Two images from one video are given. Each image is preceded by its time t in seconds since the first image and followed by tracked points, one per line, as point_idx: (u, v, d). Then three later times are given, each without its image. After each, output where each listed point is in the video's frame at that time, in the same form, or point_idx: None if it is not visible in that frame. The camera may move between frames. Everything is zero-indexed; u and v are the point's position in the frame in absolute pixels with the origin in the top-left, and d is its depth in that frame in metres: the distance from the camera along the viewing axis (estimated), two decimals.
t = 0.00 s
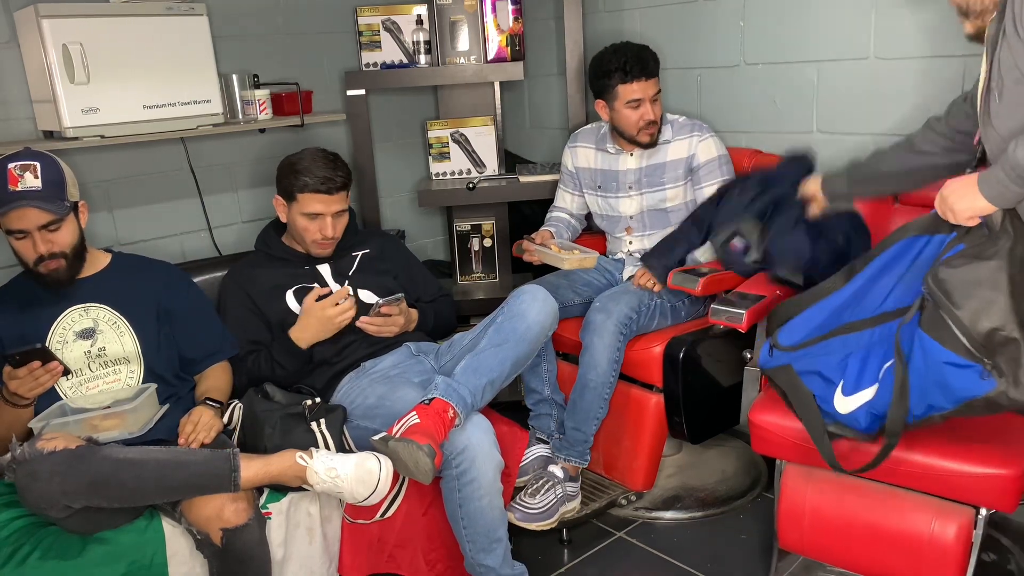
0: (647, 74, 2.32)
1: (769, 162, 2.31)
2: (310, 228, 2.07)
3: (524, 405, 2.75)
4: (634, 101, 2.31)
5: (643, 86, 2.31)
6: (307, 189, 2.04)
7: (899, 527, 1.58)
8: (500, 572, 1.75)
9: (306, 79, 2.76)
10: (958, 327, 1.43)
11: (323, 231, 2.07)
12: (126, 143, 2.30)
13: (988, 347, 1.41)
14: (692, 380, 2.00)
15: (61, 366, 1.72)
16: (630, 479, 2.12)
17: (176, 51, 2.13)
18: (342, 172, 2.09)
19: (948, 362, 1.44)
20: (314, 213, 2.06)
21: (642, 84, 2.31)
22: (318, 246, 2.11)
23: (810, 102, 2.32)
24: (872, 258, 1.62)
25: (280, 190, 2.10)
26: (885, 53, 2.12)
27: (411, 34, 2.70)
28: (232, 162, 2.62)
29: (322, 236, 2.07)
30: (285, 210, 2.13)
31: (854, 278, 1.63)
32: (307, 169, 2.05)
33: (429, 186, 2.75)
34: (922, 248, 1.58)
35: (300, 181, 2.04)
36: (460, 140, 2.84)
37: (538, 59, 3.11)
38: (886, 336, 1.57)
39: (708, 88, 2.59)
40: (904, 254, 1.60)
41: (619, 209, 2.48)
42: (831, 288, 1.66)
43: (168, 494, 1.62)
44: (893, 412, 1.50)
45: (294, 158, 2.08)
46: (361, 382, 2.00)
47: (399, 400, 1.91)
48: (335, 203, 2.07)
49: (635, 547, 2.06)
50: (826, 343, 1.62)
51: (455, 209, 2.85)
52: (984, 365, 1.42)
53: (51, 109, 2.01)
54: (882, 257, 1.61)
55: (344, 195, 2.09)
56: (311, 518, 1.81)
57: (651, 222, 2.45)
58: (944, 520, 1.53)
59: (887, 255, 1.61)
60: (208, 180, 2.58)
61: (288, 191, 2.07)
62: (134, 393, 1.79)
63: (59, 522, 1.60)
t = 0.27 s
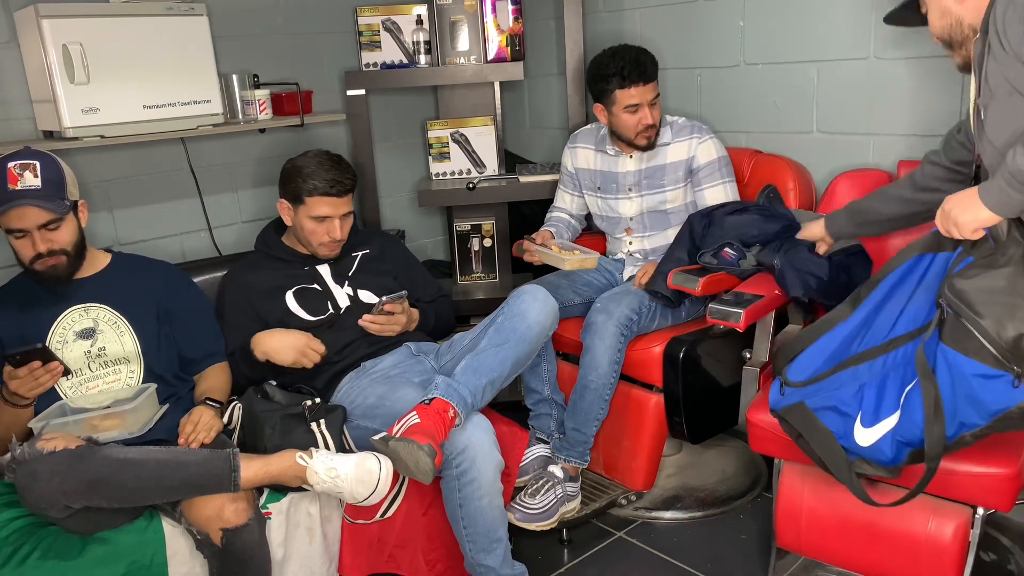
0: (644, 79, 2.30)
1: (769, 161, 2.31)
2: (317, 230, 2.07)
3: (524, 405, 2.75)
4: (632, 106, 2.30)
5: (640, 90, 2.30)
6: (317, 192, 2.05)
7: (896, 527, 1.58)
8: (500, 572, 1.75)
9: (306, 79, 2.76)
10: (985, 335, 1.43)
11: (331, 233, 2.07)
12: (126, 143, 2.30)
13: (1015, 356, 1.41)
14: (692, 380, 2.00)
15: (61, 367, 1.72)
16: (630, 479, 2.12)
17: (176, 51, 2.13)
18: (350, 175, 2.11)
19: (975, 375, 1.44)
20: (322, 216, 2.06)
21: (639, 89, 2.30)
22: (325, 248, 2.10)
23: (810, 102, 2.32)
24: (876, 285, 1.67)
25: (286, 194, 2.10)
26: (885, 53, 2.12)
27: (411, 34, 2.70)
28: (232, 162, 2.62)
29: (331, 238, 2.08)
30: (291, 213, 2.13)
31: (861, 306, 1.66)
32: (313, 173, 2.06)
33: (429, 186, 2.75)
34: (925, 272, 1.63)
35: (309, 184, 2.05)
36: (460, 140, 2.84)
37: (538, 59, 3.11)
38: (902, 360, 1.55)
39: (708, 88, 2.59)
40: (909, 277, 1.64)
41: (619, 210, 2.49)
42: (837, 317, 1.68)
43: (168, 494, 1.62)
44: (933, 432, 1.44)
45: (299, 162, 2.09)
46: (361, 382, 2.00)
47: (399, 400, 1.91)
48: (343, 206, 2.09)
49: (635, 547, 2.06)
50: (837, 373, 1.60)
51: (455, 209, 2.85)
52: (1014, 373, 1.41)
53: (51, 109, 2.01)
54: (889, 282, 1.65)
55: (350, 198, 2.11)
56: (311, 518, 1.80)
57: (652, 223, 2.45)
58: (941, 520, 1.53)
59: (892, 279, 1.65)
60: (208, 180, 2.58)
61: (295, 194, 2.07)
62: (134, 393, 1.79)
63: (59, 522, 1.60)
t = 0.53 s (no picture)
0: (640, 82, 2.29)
1: (769, 161, 2.31)
2: (319, 230, 2.08)
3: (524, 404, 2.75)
4: (629, 109, 2.30)
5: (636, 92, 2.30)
6: (317, 192, 2.05)
7: (896, 526, 1.58)
8: (500, 572, 1.75)
9: (306, 79, 2.76)
10: (969, 345, 1.43)
11: (333, 232, 2.07)
12: (126, 143, 2.30)
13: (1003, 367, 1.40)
14: (692, 380, 2.00)
15: (61, 367, 1.72)
16: (630, 479, 2.12)
17: (176, 51, 2.13)
18: (351, 174, 2.12)
19: (964, 385, 1.42)
20: (324, 216, 2.06)
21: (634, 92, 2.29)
22: (327, 248, 2.10)
23: (810, 102, 2.32)
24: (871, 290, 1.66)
25: (286, 194, 2.10)
26: (885, 53, 2.12)
27: (411, 34, 2.70)
28: (232, 162, 2.62)
29: (333, 237, 2.08)
30: (291, 214, 2.13)
31: (857, 309, 1.66)
32: (314, 173, 2.06)
33: (429, 186, 2.75)
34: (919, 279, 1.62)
35: (310, 184, 2.05)
36: (460, 140, 2.84)
37: (538, 59, 3.11)
38: (897, 364, 1.56)
39: (708, 88, 2.59)
40: (904, 283, 1.64)
41: (620, 211, 2.49)
42: (833, 320, 1.68)
43: (168, 494, 1.62)
44: (917, 438, 1.45)
45: (299, 162, 2.09)
46: (362, 381, 2.00)
47: (399, 399, 1.91)
48: (344, 205, 2.09)
49: (635, 547, 2.06)
50: (835, 374, 1.61)
51: (455, 209, 2.85)
52: (1001, 384, 1.39)
53: (51, 109, 2.01)
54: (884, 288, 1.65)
55: (350, 197, 2.11)
56: (311, 518, 1.80)
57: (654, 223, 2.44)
58: (941, 520, 1.53)
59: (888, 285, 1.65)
60: (208, 180, 2.58)
61: (295, 194, 2.07)
62: (134, 394, 1.79)
63: (59, 522, 1.60)
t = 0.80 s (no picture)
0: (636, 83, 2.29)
1: (769, 162, 2.31)
2: (320, 228, 2.08)
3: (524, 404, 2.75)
4: (624, 110, 2.30)
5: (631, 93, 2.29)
6: (318, 189, 2.06)
7: (896, 526, 1.57)
8: (500, 572, 1.75)
9: (306, 79, 2.76)
10: (937, 348, 1.46)
11: (334, 230, 2.08)
12: (126, 143, 2.30)
13: (968, 367, 1.44)
14: (692, 380, 2.00)
15: (62, 367, 1.72)
16: (630, 479, 2.12)
17: (176, 51, 2.13)
18: (352, 172, 2.12)
19: (931, 383, 1.45)
20: (324, 214, 2.07)
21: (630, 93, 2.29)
22: (329, 247, 2.11)
23: (810, 102, 2.32)
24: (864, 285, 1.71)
25: (287, 193, 2.11)
26: (885, 53, 2.12)
27: (411, 34, 2.70)
28: (232, 162, 2.62)
29: (334, 236, 2.08)
30: (292, 213, 2.13)
31: (851, 301, 1.71)
32: (315, 170, 2.07)
33: (429, 186, 2.75)
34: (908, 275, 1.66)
35: (311, 182, 2.06)
36: (460, 140, 2.84)
37: (538, 59, 3.11)
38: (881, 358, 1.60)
39: (708, 88, 2.58)
40: (896, 278, 1.67)
41: (620, 209, 2.48)
42: (829, 311, 1.73)
43: (168, 494, 1.62)
44: (887, 429, 1.49)
45: (300, 160, 2.10)
46: (362, 382, 2.00)
47: (399, 399, 1.91)
48: (345, 203, 2.09)
49: (635, 547, 2.06)
50: (831, 361, 1.65)
51: (455, 209, 2.85)
52: (964, 384, 1.43)
53: (51, 109, 2.01)
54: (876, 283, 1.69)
55: (351, 194, 2.12)
56: (311, 518, 1.80)
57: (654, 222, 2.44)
58: (941, 520, 1.53)
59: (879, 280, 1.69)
60: (207, 181, 2.58)
61: (296, 193, 2.08)
62: (135, 394, 1.79)
63: (59, 522, 1.60)
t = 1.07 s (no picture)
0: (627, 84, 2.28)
1: (769, 161, 2.31)
2: (318, 228, 2.08)
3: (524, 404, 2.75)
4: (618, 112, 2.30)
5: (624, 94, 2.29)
6: (318, 189, 2.06)
7: (894, 526, 1.57)
8: (500, 572, 1.75)
9: (306, 79, 2.76)
10: (920, 352, 1.46)
11: (333, 230, 2.08)
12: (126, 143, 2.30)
13: (949, 370, 1.44)
14: (692, 380, 2.00)
15: (62, 368, 1.71)
16: (630, 479, 2.12)
17: (176, 51, 2.13)
18: (350, 171, 2.12)
19: (912, 385, 1.46)
20: (324, 213, 2.07)
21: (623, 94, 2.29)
22: (327, 247, 2.11)
23: (810, 102, 2.32)
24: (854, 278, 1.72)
25: (286, 194, 2.11)
26: (885, 53, 2.12)
27: (411, 34, 2.70)
28: (232, 162, 2.62)
29: (333, 236, 2.08)
30: (291, 213, 2.13)
31: (842, 293, 1.71)
32: (313, 171, 2.07)
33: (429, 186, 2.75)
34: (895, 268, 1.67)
35: (310, 182, 2.06)
36: (460, 140, 2.84)
37: (538, 59, 3.11)
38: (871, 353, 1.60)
39: (708, 88, 2.58)
40: (885, 272, 1.68)
41: (621, 207, 2.48)
42: (821, 303, 1.73)
43: (168, 494, 1.62)
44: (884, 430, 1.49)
45: (299, 160, 2.10)
46: (362, 382, 2.00)
47: (399, 400, 1.91)
48: (344, 202, 2.09)
49: (635, 547, 2.06)
50: (824, 352, 1.64)
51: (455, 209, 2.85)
52: (946, 387, 1.44)
53: (50, 109, 2.01)
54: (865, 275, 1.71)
55: (350, 193, 2.12)
56: (311, 518, 1.80)
57: (654, 219, 2.44)
58: (938, 520, 1.52)
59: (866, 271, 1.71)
60: (207, 181, 2.58)
61: (296, 193, 2.08)
62: (135, 394, 1.79)
63: (59, 522, 1.60)
